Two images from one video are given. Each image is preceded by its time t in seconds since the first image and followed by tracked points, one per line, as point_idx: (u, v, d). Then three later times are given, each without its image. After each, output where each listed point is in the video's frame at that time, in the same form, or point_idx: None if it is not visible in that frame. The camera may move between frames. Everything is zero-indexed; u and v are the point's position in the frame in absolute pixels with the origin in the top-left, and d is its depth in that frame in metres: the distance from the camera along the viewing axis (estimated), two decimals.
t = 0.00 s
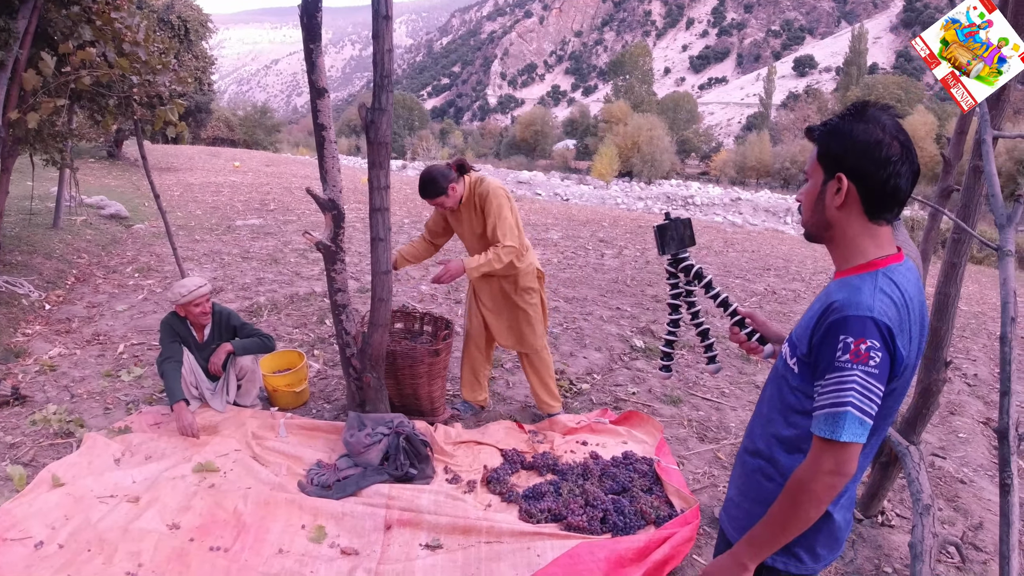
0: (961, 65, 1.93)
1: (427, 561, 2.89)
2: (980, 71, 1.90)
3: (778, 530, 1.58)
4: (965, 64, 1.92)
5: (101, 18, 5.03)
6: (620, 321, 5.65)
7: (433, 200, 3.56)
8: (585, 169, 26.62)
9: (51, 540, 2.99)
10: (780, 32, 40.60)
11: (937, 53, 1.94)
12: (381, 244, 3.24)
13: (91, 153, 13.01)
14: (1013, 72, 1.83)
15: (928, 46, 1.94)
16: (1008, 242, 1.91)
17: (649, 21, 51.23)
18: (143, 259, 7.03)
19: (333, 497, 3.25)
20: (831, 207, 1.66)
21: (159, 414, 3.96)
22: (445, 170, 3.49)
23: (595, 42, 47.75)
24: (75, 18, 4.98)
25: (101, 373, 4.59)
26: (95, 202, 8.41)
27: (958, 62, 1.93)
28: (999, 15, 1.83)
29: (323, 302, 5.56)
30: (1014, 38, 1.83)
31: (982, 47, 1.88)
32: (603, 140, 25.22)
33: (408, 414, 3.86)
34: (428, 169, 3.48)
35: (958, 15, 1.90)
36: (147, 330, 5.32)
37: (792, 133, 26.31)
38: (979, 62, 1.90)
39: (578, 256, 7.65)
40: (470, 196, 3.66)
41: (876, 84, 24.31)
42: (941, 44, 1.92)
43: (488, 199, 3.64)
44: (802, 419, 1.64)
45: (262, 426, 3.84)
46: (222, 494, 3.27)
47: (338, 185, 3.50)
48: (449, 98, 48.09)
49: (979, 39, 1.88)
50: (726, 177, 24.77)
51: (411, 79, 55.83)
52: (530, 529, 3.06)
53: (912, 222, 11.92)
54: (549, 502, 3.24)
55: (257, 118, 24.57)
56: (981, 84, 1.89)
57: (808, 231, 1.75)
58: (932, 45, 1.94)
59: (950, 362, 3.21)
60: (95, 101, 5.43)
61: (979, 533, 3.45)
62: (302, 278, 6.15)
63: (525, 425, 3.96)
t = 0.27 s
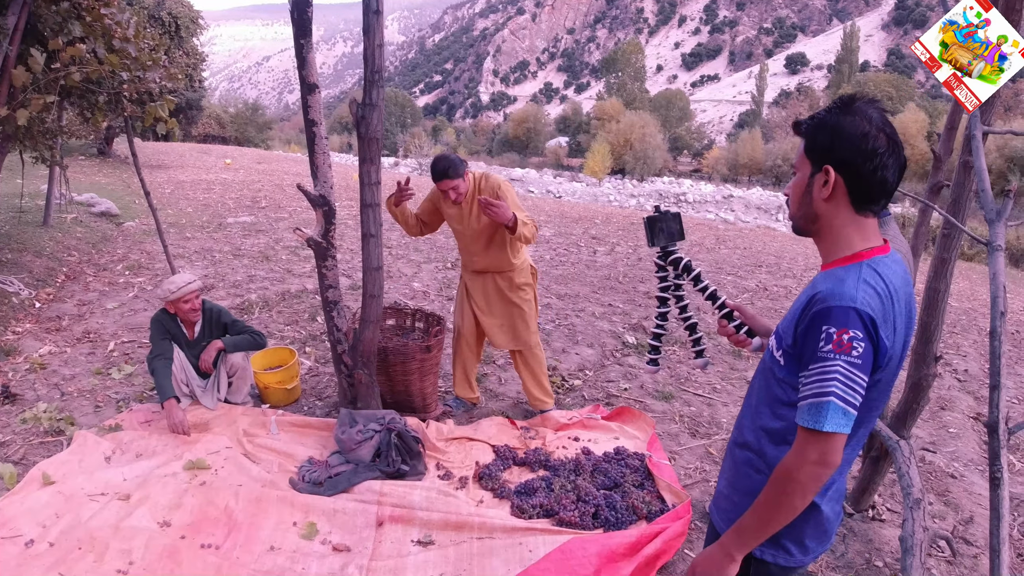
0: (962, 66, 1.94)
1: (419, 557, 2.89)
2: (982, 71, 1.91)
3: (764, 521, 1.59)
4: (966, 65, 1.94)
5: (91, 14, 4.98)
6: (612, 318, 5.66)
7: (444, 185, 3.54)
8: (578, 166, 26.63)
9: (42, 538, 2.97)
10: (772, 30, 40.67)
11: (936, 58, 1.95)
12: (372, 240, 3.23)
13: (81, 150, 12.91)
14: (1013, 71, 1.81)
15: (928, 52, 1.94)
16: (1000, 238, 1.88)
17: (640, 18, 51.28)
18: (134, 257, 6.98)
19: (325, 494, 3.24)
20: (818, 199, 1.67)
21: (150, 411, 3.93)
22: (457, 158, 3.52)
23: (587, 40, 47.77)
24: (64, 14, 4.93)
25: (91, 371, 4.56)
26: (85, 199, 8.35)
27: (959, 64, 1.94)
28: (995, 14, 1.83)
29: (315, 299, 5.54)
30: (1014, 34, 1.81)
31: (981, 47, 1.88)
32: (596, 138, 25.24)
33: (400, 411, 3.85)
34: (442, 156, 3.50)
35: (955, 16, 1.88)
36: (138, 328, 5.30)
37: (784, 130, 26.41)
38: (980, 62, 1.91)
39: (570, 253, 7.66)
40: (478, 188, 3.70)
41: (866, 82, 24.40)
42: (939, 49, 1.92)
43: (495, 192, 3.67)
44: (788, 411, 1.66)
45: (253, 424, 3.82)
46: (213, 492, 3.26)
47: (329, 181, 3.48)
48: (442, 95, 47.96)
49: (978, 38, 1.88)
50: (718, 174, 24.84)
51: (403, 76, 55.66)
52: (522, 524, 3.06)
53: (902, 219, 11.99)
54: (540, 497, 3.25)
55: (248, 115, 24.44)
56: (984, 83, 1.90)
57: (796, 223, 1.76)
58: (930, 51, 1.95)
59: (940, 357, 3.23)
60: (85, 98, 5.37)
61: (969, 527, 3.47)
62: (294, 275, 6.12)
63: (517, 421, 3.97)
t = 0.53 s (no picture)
0: (963, 67, 1.97)
1: (409, 558, 2.91)
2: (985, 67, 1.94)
3: (738, 526, 1.61)
4: (968, 65, 1.97)
5: (89, 16, 5.02)
6: (609, 317, 5.66)
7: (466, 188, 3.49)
8: (580, 164, 26.59)
9: (37, 538, 3.00)
10: (774, 28, 40.50)
11: (937, 59, 1.99)
12: (365, 242, 3.24)
13: (82, 151, 12.96)
14: (1015, 64, 1.83)
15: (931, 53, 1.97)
16: (989, 239, 1.91)
17: (642, 16, 51.14)
18: (133, 257, 7.01)
19: (317, 494, 3.26)
20: (797, 204, 1.67)
21: (146, 412, 3.96)
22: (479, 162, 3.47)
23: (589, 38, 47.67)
24: (61, 16, 4.97)
25: (89, 372, 4.59)
26: (86, 199, 8.39)
27: (960, 65, 1.97)
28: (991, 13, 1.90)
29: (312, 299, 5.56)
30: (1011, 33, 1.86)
31: (982, 45, 1.93)
32: (597, 136, 25.19)
33: (393, 412, 3.87)
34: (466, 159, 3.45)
35: (952, 18, 1.95)
36: (136, 328, 5.33)
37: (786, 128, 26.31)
38: (981, 61, 1.94)
39: (569, 253, 7.66)
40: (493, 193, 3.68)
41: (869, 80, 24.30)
42: (941, 52, 1.97)
43: (512, 200, 3.69)
44: (764, 416, 1.68)
45: (248, 424, 3.84)
46: (207, 492, 3.28)
47: (322, 183, 3.49)
48: (443, 94, 47.95)
49: (977, 39, 1.93)
50: (720, 172, 24.78)
51: (404, 75, 55.65)
52: (513, 526, 3.07)
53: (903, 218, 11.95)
54: (532, 499, 3.26)
55: (249, 114, 24.48)
56: (987, 81, 1.92)
57: (774, 228, 1.76)
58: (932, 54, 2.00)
59: (932, 358, 3.22)
60: (83, 99, 5.41)
61: (961, 529, 3.47)
62: (292, 276, 6.15)
63: (512, 421, 3.97)
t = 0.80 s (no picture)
0: (964, 68, 1.81)
1: (389, 562, 2.90)
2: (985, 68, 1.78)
3: (703, 540, 1.59)
4: (969, 66, 1.81)
5: (82, 18, 5.03)
6: (602, 319, 5.63)
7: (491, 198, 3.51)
8: (580, 164, 26.54)
9: (21, 539, 3.01)
10: (777, 27, 40.30)
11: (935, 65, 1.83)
12: (348, 245, 3.23)
13: (83, 151, 13.04)
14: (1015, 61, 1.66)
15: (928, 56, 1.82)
16: (977, 243, 1.86)
17: (644, 15, 51.02)
18: (129, 258, 7.04)
19: (300, 498, 3.25)
20: (769, 209, 1.63)
21: (134, 414, 3.96)
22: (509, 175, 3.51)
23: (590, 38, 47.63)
24: (53, 18, 5.01)
25: (79, 373, 4.61)
26: (84, 200, 8.43)
27: (961, 66, 1.81)
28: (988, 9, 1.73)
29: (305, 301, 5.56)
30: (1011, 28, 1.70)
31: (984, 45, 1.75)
32: (597, 136, 25.14)
33: (380, 414, 3.86)
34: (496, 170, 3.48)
35: (947, 20, 1.79)
36: (130, 329, 5.35)
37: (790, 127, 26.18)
38: (982, 60, 1.77)
39: (564, 254, 7.64)
40: (514, 207, 3.72)
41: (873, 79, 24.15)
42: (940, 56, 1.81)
43: (531, 218, 3.74)
44: (731, 427, 1.65)
45: (235, 427, 3.85)
46: (191, 495, 3.28)
47: (307, 185, 3.49)
48: (445, 93, 47.94)
49: (976, 37, 1.76)
50: (722, 172, 24.67)
51: (407, 75, 55.72)
52: (495, 530, 3.06)
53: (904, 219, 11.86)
54: (515, 503, 3.24)
55: (251, 114, 24.56)
56: (991, 81, 1.77)
57: (744, 234, 1.72)
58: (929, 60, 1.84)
59: (920, 363, 3.17)
60: (76, 100, 5.45)
61: (952, 536, 3.42)
62: (285, 277, 6.15)
63: (500, 424, 3.95)
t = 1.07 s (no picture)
0: (966, 68, 1.90)
1: (354, 564, 2.85)
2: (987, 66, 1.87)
3: (651, 542, 1.54)
4: (970, 66, 1.89)
5: (58, 14, 4.93)
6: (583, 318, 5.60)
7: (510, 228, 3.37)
8: (569, 165, 26.55)
9: None
10: (766, 29, 40.49)
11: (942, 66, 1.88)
12: (315, 242, 3.19)
13: (67, 149, 12.94)
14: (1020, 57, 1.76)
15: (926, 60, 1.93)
16: (948, 240, 1.79)
17: (634, 16, 51.17)
18: (108, 256, 6.98)
19: (266, 498, 3.20)
20: (723, 199, 1.57)
21: (103, 413, 3.90)
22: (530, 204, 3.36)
23: (580, 39, 47.74)
24: (29, 14, 4.86)
25: (51, 372, 4.55)
26: (65, 198, 8.36)
27: (962, 66, 1.89)
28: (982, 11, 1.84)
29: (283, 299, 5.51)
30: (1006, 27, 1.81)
31: (983, 44, 1.84)
32: (586, 136, 25.15)
33: (352, 414, 3.81)
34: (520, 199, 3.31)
35: (947, 22, 1.85)
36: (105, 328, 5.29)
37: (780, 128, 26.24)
38: (982, 59, 1.86)
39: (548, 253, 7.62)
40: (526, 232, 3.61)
41: (861, 80, 24.23)
42: (944, 57, 1.87)
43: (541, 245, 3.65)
44: (681, 426, 1.60)
45: (205, 426, 3.80)
46: (157, 494, 3.23)
47: (276, 181, 3.44)
48: (435, 94, 47.92)
49: (974, 38, 1.85)
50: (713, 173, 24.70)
51: (398, 75, 55.68)
52: (463, 531, 3.01)
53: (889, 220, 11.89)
54: (485, 503, 3.19)
55: (240, 114, 24.46)
56: (993, 79, 1.86)
57: (694, 224, 1.66)
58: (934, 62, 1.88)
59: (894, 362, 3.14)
60: (52, 96, 5.43)
61: (927, 536, 3.39)
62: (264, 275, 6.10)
63: (474, 424, 3.91)
